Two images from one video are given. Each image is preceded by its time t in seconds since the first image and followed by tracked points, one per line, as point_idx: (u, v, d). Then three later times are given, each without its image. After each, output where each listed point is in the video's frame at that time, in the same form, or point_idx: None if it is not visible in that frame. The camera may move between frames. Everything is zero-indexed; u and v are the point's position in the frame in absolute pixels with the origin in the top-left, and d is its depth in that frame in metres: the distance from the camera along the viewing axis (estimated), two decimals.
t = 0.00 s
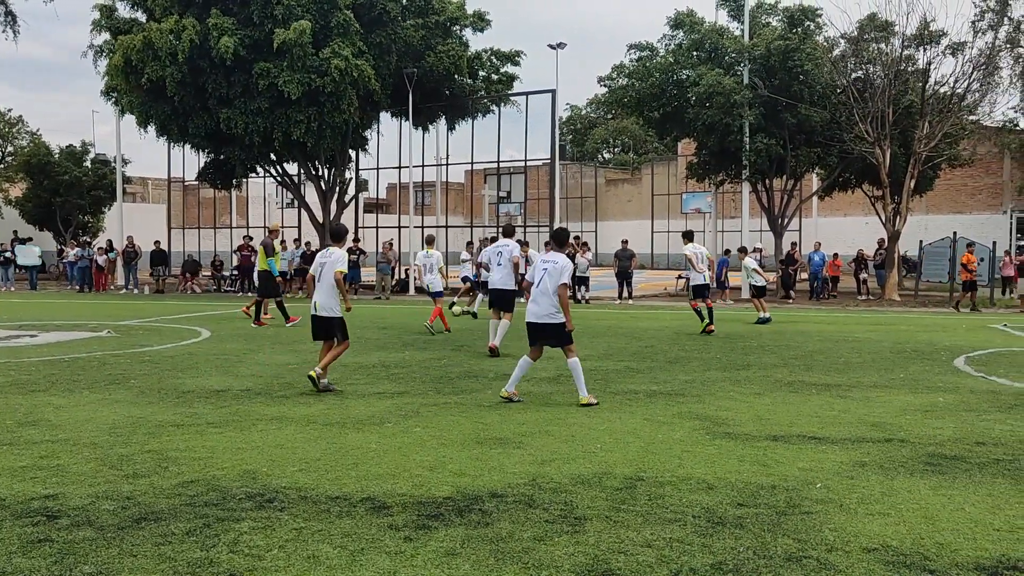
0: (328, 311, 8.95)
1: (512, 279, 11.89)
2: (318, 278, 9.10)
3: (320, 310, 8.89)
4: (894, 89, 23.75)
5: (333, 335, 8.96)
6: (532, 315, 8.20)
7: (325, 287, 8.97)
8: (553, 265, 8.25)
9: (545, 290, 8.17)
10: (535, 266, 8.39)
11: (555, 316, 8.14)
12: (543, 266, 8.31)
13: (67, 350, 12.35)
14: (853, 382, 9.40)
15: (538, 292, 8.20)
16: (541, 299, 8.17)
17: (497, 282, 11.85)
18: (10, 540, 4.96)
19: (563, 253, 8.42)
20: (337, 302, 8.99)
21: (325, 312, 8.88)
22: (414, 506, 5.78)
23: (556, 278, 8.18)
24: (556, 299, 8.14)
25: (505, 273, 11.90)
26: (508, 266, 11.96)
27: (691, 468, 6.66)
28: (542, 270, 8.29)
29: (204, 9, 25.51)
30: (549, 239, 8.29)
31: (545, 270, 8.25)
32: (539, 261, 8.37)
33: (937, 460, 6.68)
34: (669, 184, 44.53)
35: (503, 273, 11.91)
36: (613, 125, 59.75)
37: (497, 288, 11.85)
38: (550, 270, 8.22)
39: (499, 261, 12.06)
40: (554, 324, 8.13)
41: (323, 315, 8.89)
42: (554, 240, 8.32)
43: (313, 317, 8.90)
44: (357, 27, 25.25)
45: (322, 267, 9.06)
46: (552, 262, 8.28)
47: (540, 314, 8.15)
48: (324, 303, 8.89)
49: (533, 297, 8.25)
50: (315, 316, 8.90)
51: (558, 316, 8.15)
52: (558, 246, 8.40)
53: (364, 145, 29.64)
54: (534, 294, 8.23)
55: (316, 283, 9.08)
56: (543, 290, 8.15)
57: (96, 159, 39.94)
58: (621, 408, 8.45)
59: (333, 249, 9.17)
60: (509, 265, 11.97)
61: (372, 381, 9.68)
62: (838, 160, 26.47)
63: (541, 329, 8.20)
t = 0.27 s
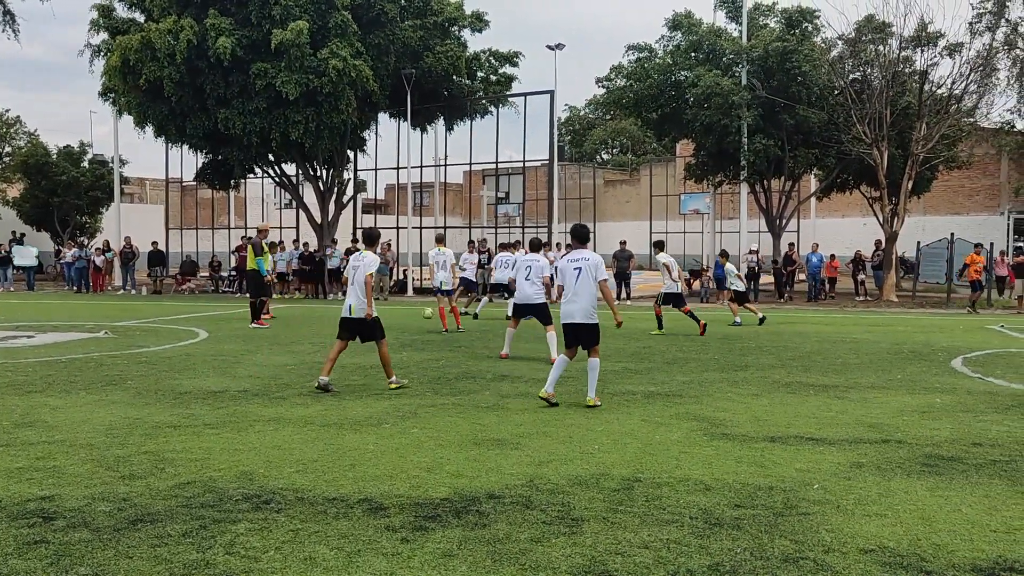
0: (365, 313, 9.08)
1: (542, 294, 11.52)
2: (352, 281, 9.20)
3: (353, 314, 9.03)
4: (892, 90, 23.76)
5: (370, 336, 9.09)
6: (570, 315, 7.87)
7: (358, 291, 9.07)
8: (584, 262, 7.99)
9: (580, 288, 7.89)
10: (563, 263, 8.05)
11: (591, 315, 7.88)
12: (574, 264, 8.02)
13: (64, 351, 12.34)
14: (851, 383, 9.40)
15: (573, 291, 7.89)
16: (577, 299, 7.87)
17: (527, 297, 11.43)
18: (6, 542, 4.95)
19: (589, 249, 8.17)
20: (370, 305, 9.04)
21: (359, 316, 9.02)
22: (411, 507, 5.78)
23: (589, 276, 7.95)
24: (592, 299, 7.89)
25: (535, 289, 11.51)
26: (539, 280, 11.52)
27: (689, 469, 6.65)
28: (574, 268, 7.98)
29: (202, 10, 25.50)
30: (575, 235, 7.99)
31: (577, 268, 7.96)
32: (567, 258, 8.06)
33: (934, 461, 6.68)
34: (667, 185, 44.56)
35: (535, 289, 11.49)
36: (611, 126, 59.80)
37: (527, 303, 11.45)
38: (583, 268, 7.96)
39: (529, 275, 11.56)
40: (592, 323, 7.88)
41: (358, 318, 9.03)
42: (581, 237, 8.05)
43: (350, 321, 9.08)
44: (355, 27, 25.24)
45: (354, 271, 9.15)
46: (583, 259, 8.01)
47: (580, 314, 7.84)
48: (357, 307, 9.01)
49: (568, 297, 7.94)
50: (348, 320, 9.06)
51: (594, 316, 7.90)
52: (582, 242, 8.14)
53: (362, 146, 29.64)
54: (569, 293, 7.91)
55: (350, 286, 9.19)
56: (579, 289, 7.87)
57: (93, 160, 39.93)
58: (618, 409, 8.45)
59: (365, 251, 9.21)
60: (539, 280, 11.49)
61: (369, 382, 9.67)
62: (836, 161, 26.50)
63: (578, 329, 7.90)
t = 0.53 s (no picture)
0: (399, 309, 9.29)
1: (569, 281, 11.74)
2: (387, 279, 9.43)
3: (386, 309, 9.29)
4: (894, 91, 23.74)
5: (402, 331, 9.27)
6: (594, 321, 7.66)
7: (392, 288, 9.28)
8: (607, 267, 7.81)
9: (605, 293, 7.68)
10: (584, 270, 7.86)
11: (616, 321, 7.67)
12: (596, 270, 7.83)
13: (66, 351, 12.36)
14: (853, 385, 9.38)
15: (597, 296, 7.69)
16: (602, 303, 7.66)
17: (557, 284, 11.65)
18: (9, 542, 4.95)
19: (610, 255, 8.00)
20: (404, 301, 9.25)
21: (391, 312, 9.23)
22: (412, 508, 5.78)
23: (614, 281, 7.74)
24: (617, 304, 7.70)
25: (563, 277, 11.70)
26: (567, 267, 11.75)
27: (690, 470, 6.65)
28: (596, 274, 7.79)
29: (206, 11, 25.50)
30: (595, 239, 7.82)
31: (600, 273, 7.77)
32: (589, 264, 7.87)
33: (937, 462, 6.67)
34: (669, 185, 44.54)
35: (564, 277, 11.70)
36: (614, 127, 59.78)
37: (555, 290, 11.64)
38: (606, 272, 7.76)
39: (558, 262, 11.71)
40: (617, 330, 7.69)
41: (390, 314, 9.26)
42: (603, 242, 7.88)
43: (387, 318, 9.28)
44: (358, 28, 25.22)
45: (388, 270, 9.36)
46: (605, 264, 7.83)
47: (605, 319, 7.63)
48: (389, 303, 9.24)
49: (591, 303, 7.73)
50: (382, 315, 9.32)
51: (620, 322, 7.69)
52: (604, 249, 7.98)
53: (364, 146, 29.64)
54: (593, 298, 7.70)
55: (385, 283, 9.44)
56: (603, 294, 7.66)
57: (96, 160, 39.98)
58: (620, 410, 8.44)
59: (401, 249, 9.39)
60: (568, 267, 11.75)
61: (372, 383, 9.67)
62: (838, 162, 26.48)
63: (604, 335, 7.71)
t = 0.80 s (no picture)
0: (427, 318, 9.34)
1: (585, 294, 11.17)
2: (409, 290, 9.45)
3: (417, 320, 9.27)
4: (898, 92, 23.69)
5: (433, 338, 9.34)
6: (618, 321, 7.47)
7: (421, 296, 9.34)
8: (629, 270, 7.71)
9: (630, 295, 7.56)
10: (607, 270, 7.68)
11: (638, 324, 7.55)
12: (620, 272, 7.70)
13: (71, 352, 12.38)
14: (857, 387, 9.36)
15: (623, 298, 7.53)
16: (626, 305, 7.52)
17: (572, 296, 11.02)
18: (15, 542, 4.96)
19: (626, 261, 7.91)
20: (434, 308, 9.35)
21: (425, 320, 9.27)
22: (415, 509, 5.77)
23: (636, 285, 7.65)
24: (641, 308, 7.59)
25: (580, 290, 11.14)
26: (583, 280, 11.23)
27: (693, 472, 6.64)
28: (619, 275, 7.64)
29: (209, 13, 25.55)
30: (620, 241, 7.69)
31: (624, 275, 7.63)
32: (611, 266, 7.71)
33: (942, 465, 6.65)
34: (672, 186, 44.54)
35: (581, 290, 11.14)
36: (616, 128, 59.78)
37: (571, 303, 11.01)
38: (631, 276, 7.65)
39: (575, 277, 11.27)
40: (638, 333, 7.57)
41: (422, 323, 9.27)
42: (626, 246, 7.79)
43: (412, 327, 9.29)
44: (360, 30, 25.25)
45: (412, 280, 9.42)
46: (628, 267, 7.71)
47: (632, 321, 7.49)
48: (421, 311, 9.27)
49: (614, 303, 7.56)
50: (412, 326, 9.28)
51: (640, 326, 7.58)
52: (622, 253, 7.89)
53: (367, 148, 29.67)
54: (617, 298, 7.53)
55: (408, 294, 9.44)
56: (629, 296, 7.52)
57: (100, 162, 40.07)
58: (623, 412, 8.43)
59: (419, 259, 9.51)
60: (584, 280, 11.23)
61: (375, 384, 9.67)
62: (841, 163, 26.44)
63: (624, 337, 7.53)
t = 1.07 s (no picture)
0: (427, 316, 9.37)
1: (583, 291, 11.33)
2: (412, 285, 9.33)
3: (423, 315, 9.26)
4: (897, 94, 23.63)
5: (432, 337, 9.42)
6: (620, 333, 7.18)
7: (427, 294, 9.36)
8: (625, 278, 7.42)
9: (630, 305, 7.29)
10: (603, 278, 7.38)
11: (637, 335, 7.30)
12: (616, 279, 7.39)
13: (68, 353, 12.35)
14: (853, 389, 9.36)
15: (623, 308, 7.24)
16: (627, 316, 7.25)
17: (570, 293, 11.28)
18: (12, 543, 4.94)
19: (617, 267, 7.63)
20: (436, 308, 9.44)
21: (430, 317, 9.32)
22: (413, 510, 5.76)
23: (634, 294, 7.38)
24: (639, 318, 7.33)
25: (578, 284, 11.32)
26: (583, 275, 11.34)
27: (690, 474, 6.62)
28: (616, 284, 7.35)
29: (207, 15, 25.54)
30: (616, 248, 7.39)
31: (622, 284, 7.35)
32: (606, 274, 7.41)
33: (939, 467, 6.65)
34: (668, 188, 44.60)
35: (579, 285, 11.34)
36: (612, 130, 59.86)
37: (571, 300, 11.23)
38: (628, 284, 7.37)
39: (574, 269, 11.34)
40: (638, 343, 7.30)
41: (427, 320, 9.31)
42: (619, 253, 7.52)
43: (421, 324, 9.27)
44: (357, 31, 25.25)
45: (419, 275, 9.33)
46: (623, 275, 7.44)
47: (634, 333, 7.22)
48: (429, 309, 9.31)
49: (614, 313, 7.26)
50: (419, 322, 9.24)
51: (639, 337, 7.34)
52: (614, 259, 7.58)
53: (364, 149, 29.67)
54: (619, 309, 7.24)
55: (411, 289, 9.31)
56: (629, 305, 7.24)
57: (98, 163, 40.04)
58: (620, 413, 8.42)
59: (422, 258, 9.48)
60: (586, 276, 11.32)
61: (372, 385, 9.65)
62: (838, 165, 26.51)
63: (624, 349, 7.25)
